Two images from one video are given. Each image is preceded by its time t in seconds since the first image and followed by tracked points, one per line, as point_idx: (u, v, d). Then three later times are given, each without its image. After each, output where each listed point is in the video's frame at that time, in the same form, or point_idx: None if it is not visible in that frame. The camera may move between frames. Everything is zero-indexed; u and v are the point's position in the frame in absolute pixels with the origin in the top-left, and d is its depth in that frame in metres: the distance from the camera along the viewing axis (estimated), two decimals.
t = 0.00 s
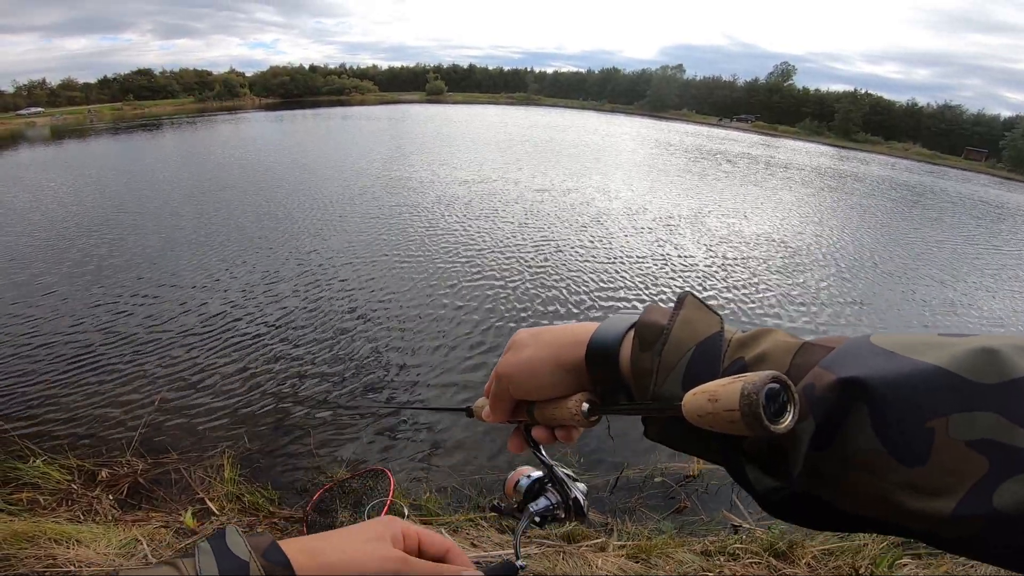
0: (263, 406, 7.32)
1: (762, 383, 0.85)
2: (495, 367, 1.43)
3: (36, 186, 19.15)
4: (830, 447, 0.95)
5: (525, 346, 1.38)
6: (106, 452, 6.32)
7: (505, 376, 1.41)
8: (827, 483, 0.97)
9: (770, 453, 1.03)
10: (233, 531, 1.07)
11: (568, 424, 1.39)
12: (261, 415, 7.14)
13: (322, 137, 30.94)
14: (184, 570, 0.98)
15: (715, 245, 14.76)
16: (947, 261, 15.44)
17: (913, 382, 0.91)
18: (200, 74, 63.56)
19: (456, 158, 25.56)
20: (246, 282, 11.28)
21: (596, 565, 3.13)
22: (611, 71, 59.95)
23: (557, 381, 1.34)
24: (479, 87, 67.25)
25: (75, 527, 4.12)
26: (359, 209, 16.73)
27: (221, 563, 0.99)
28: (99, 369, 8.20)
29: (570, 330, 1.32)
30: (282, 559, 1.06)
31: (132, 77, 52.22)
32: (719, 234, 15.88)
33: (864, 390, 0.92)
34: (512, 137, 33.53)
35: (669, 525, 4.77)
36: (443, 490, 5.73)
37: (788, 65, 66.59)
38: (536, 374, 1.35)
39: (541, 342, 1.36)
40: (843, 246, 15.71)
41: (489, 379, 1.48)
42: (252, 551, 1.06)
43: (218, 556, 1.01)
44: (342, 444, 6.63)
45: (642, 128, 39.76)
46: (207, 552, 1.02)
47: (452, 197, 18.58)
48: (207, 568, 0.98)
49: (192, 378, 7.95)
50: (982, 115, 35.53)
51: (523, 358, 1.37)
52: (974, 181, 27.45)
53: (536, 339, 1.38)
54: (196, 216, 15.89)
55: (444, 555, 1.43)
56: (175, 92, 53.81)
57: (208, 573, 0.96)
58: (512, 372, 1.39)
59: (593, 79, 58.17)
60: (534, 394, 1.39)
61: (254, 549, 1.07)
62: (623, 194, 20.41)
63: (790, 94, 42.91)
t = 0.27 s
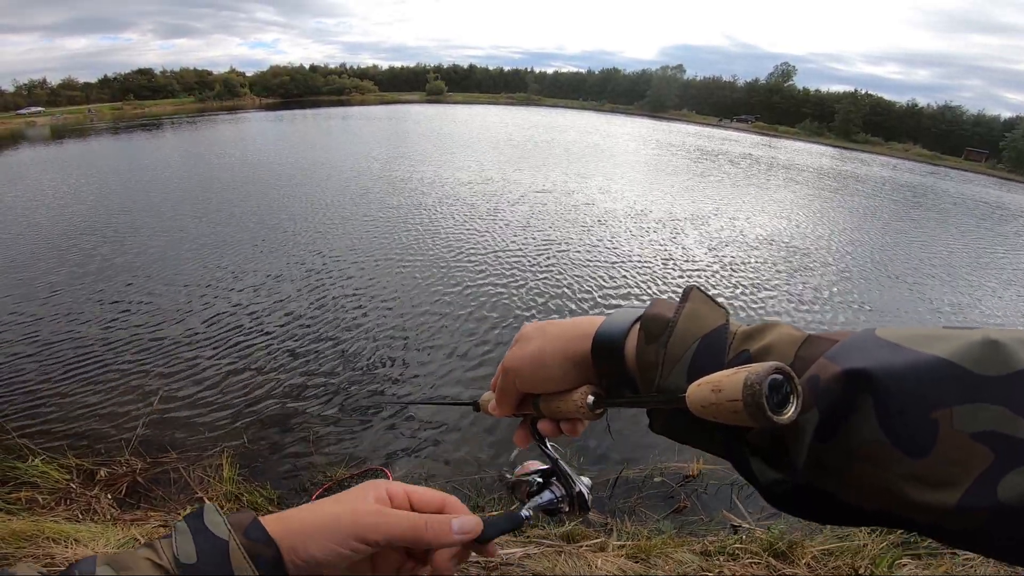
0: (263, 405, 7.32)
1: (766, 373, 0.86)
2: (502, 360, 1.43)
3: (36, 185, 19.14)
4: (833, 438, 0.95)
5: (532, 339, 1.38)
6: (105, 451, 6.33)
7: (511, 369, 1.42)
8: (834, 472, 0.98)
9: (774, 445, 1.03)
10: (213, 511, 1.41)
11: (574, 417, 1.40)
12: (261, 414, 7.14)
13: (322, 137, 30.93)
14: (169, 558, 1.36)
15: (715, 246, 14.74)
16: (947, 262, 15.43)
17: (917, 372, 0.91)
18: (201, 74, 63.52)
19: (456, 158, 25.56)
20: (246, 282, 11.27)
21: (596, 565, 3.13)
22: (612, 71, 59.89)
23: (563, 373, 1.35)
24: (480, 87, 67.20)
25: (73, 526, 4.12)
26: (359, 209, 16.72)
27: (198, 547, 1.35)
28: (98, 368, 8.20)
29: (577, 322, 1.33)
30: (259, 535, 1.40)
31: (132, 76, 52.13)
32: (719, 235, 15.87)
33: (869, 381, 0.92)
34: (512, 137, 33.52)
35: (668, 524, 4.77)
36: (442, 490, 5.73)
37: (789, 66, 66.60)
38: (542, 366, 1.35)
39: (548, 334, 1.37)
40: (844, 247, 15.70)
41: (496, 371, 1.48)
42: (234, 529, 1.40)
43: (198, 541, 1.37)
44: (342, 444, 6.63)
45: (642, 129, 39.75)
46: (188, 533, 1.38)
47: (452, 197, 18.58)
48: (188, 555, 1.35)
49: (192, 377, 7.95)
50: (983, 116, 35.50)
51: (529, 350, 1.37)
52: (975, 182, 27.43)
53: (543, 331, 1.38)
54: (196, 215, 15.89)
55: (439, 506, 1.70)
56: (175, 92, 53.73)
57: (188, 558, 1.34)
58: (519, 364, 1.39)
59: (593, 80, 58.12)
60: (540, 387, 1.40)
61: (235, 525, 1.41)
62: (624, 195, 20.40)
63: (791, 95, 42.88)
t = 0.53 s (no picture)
0: (262, 404, 7.33)
1: (770, 364, 0.86)
2: (503, 354, 1.43)
3: (33, 183, 19.09)
4: (837, 434, 0.95)
5: (534, 333, 1.38)
6: (103, 450, 6.33)
7: (512, 362, 1.42)
8: (836, 468, 0.98)
9: (777, 441, 1.03)
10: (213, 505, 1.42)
11: (575, 411, 1.39)
12: (259, 412, 7.14)
13: (320, 135, 30.89)
14: (171, 552, 1.36)
15: (714, 246, 14.75)
16: (945, 262, 15.47)
17: (922, 368, 0.91)
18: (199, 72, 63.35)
19: (455, 157, 25.55)
20: (245, 281, 11.26)
21: (593, 563, 3.14)
22: (611, 69, 59.83)
23: (565, 367, 1.34)
24: (479, 85, 67.13)
25: (71, 525, 4.11)
26: (358, 207, 16.71)
27: (200, 540, 1.36)
28: (97, 366, 8.19)
29: (579, 317, 1.33)
30: (257, 526, 1.41)
31: (130, 73, 51.97)
32: (718, 234, 15.88)
33: (873, 377, 0.92)
34: (511, 136, 33.51)
35: (666, 523, 4.77)
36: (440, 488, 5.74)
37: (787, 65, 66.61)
38: (544, 360, 1.35)
39: (549, 328, 1.37)
40: (842, 246, 15.73)
41: (497, 366, 1.48)
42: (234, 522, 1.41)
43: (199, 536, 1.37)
44: (340, 443, 6.64)
45: (641, 128, 39.74)
46: (187, 528, 1.39)
47: (451, 196, 18.56)
48: (191, 549, 1.35)
49: (191, 376, 7.95)
50: (981, 116, 35.57)
51: (531, 343, 1.37)
52: (972, 181, 27.48)
53: (545, 325, 1.38)
54: (194, 214, 15.86)
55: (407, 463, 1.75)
56: (173, 90, 53.60)
57: (190, 551, 1.34)
58: (520, 357, 1.39)
59: (592, 79, 58.09)
60: (541, 379, 1.40)
61: (234, 519, 1.41)
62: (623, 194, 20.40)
63: (789, 94, 42.91)
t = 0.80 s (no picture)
0: (260, 404, 7.32)
1: (769, 351, 0.86)
2: (503, 346, 1.42)
3: (30, 183, 19.04)
4: (838, 425, 0.96)
5: (534, 324, 1.38)
6: (100, 450, 6.31)
7: (513, 354, 1.41)
8: (833, 460, 0.98)
9: (777, 432, 1.04)
10: (235, 523, 1.27)
11: (575, 402, 1.40)
12: (258, 413, 7.14)
13: (318, 135, 30.88)
14: (188, 568, 1.18)
15: (712, 245, 14.78)
16: (942, 261, 15.52)
17: (920, 360, 0.91)
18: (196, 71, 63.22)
19: (453, 156, 25.55)
20: (243, 280, 11.26)
21: (591, 563, 3.13)
22: (609, 69, 59.90)
23: (565, 358, 1.34)
24: (477, 85, 67.11)
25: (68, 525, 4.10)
26: (356, 207, 16.71)
27: (223, 557, 1.20)
28: (94, 366, 8.17)
29: (579, 308, 1.33)
30: (281, 547, 1.28)
31: (127, 73, 51.89)
32: (716, 233, 15.91)
33: (873, 369, 0.92)
34: (509, 135, 33.53)
35: (664, 522, 4.78)
36: (438, 488, 5.73)
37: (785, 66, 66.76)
38: (545, 351, 1.35)
39: (550, 319, 1.36)
40: (839, 246, 15.77)
41: (498, 357, 1.47)
42: (255, 540, 1.27)
43: (221, 551, 1.22)
44: (338, 443, 6.63)
45: (639, 128, 39.79)
46: (209, 542, 1.23)
47: (449, 195, 18.58)
48: (210, 564, 1.19)
49: (188, 376, 7.93)
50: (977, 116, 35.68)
51: (532, 335, 1.36)
52: (969, 181, 27.58)
53: (545, 316, 1.38)
54: (192, 213, 15.85)
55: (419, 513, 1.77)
56: (171, 89, 53.50)
57: (211, 568, 1.18)
58: (521, 349, 1.39)
59: (591, 78, 58.14)
60: (543, 371, 1.39)
61: (255, 538, 1.27)
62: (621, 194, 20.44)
63: (787, 94, 43.01)
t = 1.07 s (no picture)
0: (257, 404, 7.30)
1: (771, 357, 0.86)
2: (510, 351, 1.42)
3: (24, 182, 18.93)
4: (839, 430, 0.96)
5: (542, 329, 1.38)
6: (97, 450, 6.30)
7: (519, 359, 1.41)
8: (835, 464, 0.98)
9: (778, 437, 1.03)
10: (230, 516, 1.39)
11: (581, 407, 1.39)
12: (255, 413, 7.12)
13: (315, 133, 30.78)
14: (183, 564, 1.30)
15: (709, 243, 14.79)
16: (939, 259, 15.56)
17: (921, 366, 0.91)
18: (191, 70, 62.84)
19: (451, 155, 25.51)
20: (239, 279, 11.21)
21: (590, 560, 3.13)
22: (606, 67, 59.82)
23: (571, 363, 1.34)
24: (474, 83, 66.93)
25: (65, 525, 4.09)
26: (353, 206, 16.67)
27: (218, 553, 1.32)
28: (91, 366, 8.15)
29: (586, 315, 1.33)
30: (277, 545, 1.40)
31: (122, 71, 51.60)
32: (713, 232, 15.91)
33: (874, 373, 0.92)
34: (506, 133, 33.47)
35: (662, 520, 4.78)
36: (436, 486, 5.73)
37: (781, 64, 66.82)
38: (552, 357, 1.35)
39: (558, 325, 1.37)
40: (836, 243, 15.80)
41: (504, 363, 1.47)
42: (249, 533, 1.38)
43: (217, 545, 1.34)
44: (336, 442, 6.63)
45: (636, 126, 39.76)
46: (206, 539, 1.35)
47: (446, 194, 18.55)
48: (204, 560, 1.31)
49: (185, 375, 7.91)
50: (974, 114, 35.77)
51: (539, 340, 1.36)
52: (965, 179, 27.64)
53: (553, 322, 1.38)
54: (188, 212, 15.78)
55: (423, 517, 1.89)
56: (166, 88, 53.22)
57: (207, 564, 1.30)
58: (528, 354, 1.39)
59: (588, 77, 58.07)
60: (549, 376, 1.39)
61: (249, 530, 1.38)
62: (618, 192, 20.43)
63: (784, 92, 43.04)
